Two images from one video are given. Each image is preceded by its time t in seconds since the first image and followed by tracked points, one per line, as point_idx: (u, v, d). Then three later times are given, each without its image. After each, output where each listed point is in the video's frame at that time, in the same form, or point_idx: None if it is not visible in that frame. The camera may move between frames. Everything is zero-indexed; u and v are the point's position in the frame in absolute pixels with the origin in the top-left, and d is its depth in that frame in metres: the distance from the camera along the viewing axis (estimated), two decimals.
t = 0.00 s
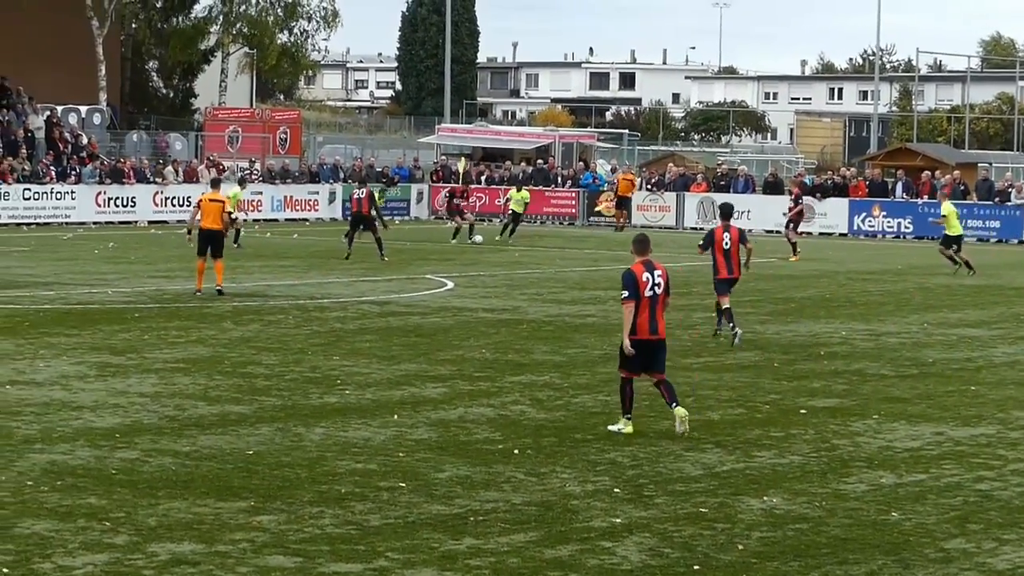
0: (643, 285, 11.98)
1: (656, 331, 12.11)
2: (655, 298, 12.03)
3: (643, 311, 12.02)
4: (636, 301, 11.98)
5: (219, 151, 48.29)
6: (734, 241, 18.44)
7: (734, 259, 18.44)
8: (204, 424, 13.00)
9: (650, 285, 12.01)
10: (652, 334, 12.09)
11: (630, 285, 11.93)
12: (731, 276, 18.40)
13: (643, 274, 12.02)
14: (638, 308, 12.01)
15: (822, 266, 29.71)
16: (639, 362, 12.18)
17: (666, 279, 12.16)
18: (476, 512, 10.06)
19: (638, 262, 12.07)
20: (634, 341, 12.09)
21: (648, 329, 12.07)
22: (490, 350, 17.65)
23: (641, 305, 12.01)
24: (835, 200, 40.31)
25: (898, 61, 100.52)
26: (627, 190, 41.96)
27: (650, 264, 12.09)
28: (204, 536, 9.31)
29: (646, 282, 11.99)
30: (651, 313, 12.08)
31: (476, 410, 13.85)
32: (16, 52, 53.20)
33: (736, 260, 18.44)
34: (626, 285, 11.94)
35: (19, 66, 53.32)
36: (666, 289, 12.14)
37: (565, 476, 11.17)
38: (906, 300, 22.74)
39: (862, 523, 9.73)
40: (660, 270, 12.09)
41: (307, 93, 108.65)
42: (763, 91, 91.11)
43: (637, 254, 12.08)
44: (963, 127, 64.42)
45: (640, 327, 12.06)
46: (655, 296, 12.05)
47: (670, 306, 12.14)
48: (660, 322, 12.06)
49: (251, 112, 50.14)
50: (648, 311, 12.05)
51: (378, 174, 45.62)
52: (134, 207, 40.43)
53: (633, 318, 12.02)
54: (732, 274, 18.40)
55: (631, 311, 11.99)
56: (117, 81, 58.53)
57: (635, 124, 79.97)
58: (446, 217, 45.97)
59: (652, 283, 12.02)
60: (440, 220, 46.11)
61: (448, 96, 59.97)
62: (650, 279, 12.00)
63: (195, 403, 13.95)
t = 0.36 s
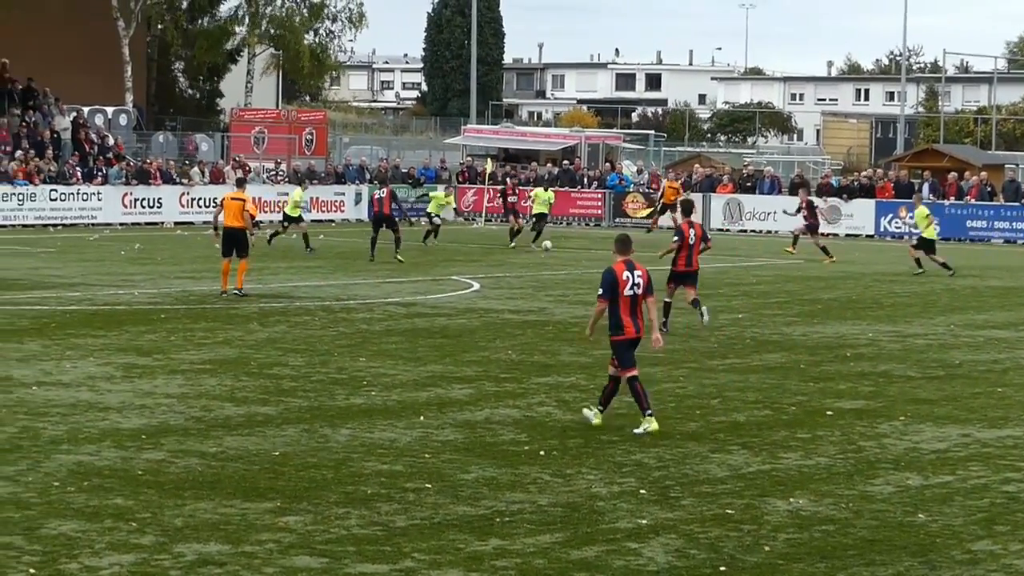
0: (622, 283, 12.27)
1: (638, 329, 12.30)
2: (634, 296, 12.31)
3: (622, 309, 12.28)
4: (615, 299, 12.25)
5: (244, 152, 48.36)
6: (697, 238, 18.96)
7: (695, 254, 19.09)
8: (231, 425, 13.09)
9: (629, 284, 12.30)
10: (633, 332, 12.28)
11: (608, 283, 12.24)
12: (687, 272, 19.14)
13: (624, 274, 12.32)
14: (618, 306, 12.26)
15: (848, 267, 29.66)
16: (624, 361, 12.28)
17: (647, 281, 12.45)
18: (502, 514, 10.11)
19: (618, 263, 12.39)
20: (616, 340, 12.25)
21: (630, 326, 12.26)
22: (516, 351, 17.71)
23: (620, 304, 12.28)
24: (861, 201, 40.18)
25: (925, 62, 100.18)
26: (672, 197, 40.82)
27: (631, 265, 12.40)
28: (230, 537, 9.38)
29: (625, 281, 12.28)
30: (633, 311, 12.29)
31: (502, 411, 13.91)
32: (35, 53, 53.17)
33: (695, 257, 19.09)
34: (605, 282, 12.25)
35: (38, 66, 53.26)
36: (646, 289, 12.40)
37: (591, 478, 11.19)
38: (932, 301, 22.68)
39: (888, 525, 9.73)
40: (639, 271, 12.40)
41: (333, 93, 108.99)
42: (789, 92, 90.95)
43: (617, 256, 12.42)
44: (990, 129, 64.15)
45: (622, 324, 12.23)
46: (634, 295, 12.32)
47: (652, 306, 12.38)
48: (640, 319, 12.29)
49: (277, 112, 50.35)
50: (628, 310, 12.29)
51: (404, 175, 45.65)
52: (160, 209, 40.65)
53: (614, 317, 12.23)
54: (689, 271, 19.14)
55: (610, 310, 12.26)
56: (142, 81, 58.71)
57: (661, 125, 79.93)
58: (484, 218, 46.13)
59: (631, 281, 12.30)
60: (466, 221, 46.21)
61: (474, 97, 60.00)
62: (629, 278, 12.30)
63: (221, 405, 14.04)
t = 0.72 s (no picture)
0: (588, 275, 12.62)
1: (599, 321, 12.73)
2: (598, 288, 12.68)
3: (586, 300, 12.66)
4: (580, 291, 12.61)
5: (253, 150, 48.39)
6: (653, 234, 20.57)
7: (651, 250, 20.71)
8: (239, 424, 13.12)
9: (594, 275, 12.66)
10: (594, 323, 12.71)
11: (575, 274, 12.59)
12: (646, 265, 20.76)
13: (589, 265, 12.67)
14: (582, 296, 12.64)
15: (856, 265, 29.62)
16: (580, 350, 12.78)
17: (611, 271, 12.82)
18: (511, 512, 10.12)
19: (584, 253, 12.72)
20: (576, 329, 12.71)
21: (591, 317, 12.69)
22: (526, 349, 17.73)
23: (584, 295, 12.65)
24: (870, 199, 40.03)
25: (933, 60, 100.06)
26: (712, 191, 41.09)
27: (596, 257, 12.75)
28: (239, 536, 9.41)
29: (591, 272, 12.64)
30: (596, 303, 12.69)
31: (511, 410, 13.92)
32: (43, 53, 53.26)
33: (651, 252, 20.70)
34: (572, 274, 12.59)
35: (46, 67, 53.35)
36: (610, 280, 12.77)
37: (600, 476, 11.21)
38: (941, 299, 22.67)
39: (897, 522, 9.74)
40: (604, 262, 12.75)
41: (341, 92, 108.97)
42: (798, 90, 90.89)
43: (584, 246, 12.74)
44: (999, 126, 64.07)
45: (584, 315, 12.66)
46: (598, 286, 12.69)
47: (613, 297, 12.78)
48: (603, 311, 12.70)
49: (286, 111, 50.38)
50: (591, 301, 12.69)
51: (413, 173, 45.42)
52: (169, 208, 40.73)
53: (577, 307, 12.64)
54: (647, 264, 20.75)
55: (574, 300, 12.63)
56: (151, 80, 58.80)
57: (669, 123, 79.85)
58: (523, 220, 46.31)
59: (596, 274, 12.66)
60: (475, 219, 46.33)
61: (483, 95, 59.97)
62: (595, 270, 12.66)
63: (230, 404, 14.07)
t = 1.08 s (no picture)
0: (538, 269, 12.83)
1: (549, 313, 12.98)
2: (548, 281, 12.91)
3: (537, 293, 12.89)
4: (531, 284, 12.82)
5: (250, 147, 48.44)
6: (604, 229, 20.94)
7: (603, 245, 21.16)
8: (236, 421, 13.12)
9: (545, 269, 12.87)
10: (544, 315, 12.95)
11: (526, 268, 12.78)
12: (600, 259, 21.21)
13: (539, 258, 12.86)
14: (533, 290, 12.85)
15: (854, 261, 29.62)
16: (532, 342, 13.02)
17: (562, 264, 13.03)
18: (508, 508, 10.14)
19: (535, 246, 12.92)
20: (527, 322, 12.94)
21: (541, 310, 12.93)
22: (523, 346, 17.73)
23: (535, 288, 12.87)
24: (866, 195, 40.32)
25: (929, 57, 100.12)
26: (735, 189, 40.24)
27: (546, 250, 12.94)
28: (237, 532, 9.42)
29: (541, 266, 12.84)
30: (545, 296, 12.92)
31: (509, 406, 13.94)
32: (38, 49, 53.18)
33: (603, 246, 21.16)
34: (523, 268, 12.77)
35: (41, 62, 53.26)
36: (560, 273, 13.00)
37: (597, 472, 11.23)
38: (938, 295, 22.69)
39: (893, 518, 9.76)
40: (555, 255, 12.96)
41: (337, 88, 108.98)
42: (794, 86, 90.91)
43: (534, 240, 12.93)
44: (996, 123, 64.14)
45: (535, 308, 12.90)
46: (548, 279, 12.92)
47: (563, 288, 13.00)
48: (553, 304, 12.94)
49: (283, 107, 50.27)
50: (541, 293, 12.91)
51: (410, 170, 45.46)
52: (166, 204, 40.73)
53: (529, 301, 12.86)
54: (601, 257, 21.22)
55: (526, 293, 12.85)
56: (148, 76, 58.78)
57: (666, 120, 79.81)
58: (547, 216, 47.07)
59: (547, 267, 12.87)
60: (472, 216, 46.46)
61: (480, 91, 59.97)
62: (545, 264, 12.86)
63: (227, 400, 14.07)
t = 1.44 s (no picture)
0: (508, 263, 13.07)
1: (521, 307, 13.20)
2: (519, 275, 13.12)
3: (508, 287, 13.11)
4: (502, 278, 13.06)
5: (259, 141, 48.41)
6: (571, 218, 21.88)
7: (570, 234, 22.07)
8: (244, 414, 13.12)
9: (515, 263, 13.10)
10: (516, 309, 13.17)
11: (495, 263, 13.02)
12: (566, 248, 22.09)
13: (509, 253, 13.10)
14: (503, 284, 13.09)
15: (862, 256, 29.56)
16: (505, 335, 13.26)
17: (532, 258, 13.24)
18: (516, 502, 10.14)
19: (506, 242, 13.14)
20: (500, 316, 13.17)
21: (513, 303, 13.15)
22: (531, 339, 17.72)
23: (506, 282, 13.10)
24: (875, 189, 40.21)
25: (938, 51, 99.92)
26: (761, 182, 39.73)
27: (517, 244, 13.16)
28: (245, 526, 9.42)
29: (511, 261, 13.08)
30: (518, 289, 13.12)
31: (516, 399, 13.94)
32: (45, 42, 53.21)
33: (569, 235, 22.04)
34: (492, 262, 13.03)
35: (47, 56, 53.29)
36: (531, 267, 13.21)
37: (605, 466, 11.22)
38: (945, 289, 22.65)
39: (902, 512, 9.75)
40: (525, 249, 13.17)
41: (346, 81, 109.03)
42: (802, 80, 90.78)
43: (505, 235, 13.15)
44: (1005, 117, 63.99)
45: (507, 303, 13.10)
46: (519, 274, 13.13)
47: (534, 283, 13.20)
48: (524, 297, 13.16)
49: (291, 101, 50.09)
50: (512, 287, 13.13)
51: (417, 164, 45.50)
52: (174, 198, 40.76)
53: (500, 294, 13.09)
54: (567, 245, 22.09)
55: (496, 287, 13.09)
56: (156, 69, 58.76)
57: (674, 114, 79.70)
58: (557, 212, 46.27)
59: (517, 261, 13.09)
60: (480, 209, 46.32)
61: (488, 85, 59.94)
62: (515, 258, 13.09)
63: (235, 393, 14.08)
